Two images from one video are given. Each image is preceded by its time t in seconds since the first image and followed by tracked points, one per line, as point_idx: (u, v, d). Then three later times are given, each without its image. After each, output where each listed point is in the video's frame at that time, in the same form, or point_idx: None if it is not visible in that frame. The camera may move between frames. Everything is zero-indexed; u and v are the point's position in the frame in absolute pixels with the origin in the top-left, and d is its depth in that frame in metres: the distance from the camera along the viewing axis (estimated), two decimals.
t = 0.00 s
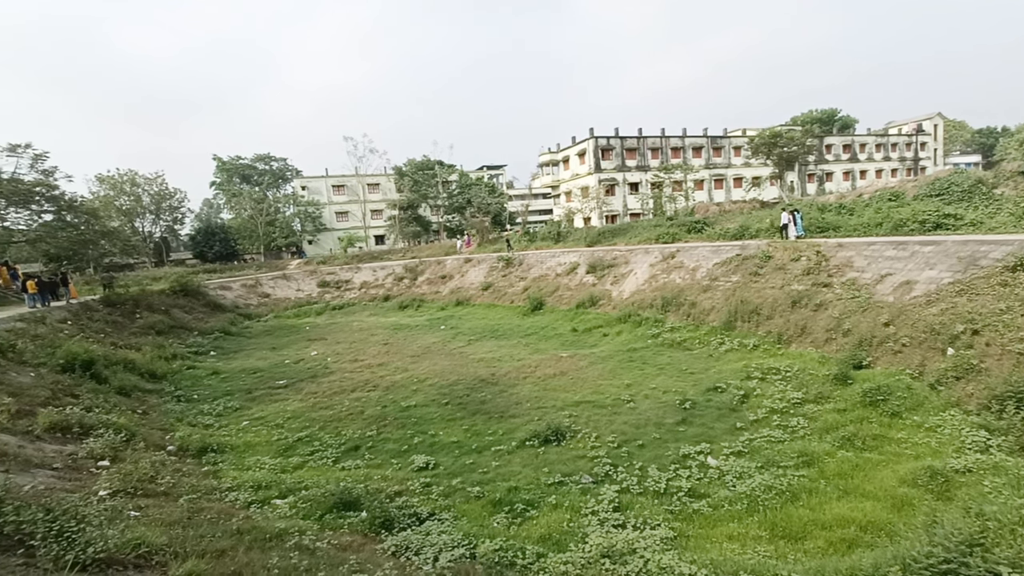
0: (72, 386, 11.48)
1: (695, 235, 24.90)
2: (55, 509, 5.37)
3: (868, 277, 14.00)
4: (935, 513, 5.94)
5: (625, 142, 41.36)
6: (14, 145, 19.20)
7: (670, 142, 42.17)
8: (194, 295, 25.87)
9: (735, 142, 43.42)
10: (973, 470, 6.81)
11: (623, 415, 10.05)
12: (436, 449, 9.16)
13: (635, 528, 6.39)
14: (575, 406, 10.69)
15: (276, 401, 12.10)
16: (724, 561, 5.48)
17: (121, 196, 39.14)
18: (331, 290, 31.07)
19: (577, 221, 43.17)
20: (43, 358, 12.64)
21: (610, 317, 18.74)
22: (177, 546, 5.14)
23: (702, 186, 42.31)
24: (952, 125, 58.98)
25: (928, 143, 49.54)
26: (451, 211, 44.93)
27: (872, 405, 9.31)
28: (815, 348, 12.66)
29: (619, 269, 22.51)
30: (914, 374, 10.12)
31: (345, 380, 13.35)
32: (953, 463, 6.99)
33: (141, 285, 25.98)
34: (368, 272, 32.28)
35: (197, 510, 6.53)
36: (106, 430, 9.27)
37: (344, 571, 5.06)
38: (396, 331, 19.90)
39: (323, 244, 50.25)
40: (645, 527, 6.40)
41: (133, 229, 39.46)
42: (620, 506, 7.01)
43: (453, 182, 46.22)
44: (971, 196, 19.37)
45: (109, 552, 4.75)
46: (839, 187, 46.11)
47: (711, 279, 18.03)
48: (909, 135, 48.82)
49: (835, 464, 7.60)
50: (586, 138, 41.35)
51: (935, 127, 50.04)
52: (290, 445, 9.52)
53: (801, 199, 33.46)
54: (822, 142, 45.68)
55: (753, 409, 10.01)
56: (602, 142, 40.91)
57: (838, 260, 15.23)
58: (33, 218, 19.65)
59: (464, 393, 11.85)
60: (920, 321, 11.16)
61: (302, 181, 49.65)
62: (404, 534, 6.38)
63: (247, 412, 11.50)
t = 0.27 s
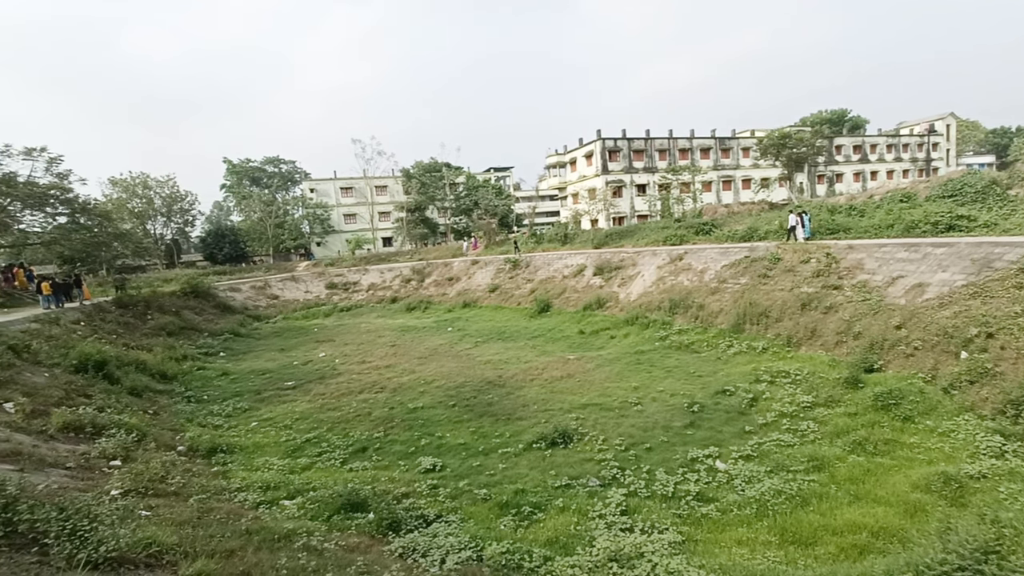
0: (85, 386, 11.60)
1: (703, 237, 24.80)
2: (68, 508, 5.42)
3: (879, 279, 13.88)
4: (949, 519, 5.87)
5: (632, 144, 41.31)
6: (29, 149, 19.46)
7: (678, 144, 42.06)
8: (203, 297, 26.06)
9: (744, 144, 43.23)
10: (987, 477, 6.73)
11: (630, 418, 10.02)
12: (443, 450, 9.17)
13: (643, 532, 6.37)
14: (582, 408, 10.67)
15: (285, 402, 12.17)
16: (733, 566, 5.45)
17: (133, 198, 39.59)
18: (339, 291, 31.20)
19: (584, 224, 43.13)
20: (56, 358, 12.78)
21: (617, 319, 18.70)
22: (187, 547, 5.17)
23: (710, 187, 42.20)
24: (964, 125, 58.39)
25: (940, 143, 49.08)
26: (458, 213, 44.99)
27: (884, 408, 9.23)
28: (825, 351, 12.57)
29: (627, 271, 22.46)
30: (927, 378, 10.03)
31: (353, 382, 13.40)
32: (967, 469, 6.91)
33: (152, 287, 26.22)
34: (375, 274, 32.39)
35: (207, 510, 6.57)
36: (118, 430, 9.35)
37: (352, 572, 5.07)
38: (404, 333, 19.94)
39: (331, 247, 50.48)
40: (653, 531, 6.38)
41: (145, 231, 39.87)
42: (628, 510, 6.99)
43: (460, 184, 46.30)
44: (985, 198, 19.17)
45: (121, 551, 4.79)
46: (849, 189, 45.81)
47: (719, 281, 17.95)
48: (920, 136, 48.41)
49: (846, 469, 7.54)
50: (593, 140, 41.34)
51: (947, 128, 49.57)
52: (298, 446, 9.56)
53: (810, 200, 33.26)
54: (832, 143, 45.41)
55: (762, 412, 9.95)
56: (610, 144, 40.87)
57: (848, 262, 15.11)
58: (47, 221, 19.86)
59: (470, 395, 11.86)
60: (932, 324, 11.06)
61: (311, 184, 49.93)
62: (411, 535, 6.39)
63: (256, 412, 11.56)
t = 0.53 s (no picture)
0: (95, 383, 11.71)
1: (710, 237, 24.73)
2: (78, 504, 5.48)
3: (889, 280, 13.79)
4: (958, 523, 5.83)
5: (639, 144, 41.25)
6: (41, 149, 19.67)
7: (685, 144, 41.94)
8: (211, 296, 26.22)
9: (751, 144, 43.06)
10: (998, 480, 6.68)
11: (636, 419, 10.01)
12: (449, 450, 9.20)
13: (648, 533, 6.37)
14: (587, 409, 10.67)
15: (291, 400, 12.22)
16: (738, 568, 5.44)
17: (143, 198, 39.93)
18: (345, 291, 31.30)
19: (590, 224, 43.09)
20: (67, 356, 12.91)
21: (623, 320, 18.68)
22: (194, 543, 5.22)
23: (717, 188, 42.06)
24: (975, 125, 57.91)
25: (950, 143, 48.67)
26: (463, 213, 45.02)
27: (893, 411, 9.18)
28: (833, 353, 12.52)
29: (632, 272, 22.42)
30: (937, 380, 9.97)
31: (359, 381, 13.44)
32: (977, 472, 6.86)
33: (161, 286, 26.41)
34: (381, 273, 32.47)
35: (214, 507, 6.62)
36: (127, 427, 9.43)
37: (357, 570, 5.10)
38: (409, 332, 19.98)
39: (338, 246, 50.66)
40: (658, 532, 6.38)
41: (154, 231, 40.17)
42: (632, 510, 6.98)
43: (466, 184, 46.35)
44: (996, 198, 19.00)
45: (129, 547, 4.83)
46: (858, 189, 45.55)
47: (726, 282, 17.89)
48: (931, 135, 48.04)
49: (854, 471, 7.50)
50: (599, 140, 41.30)
51: (958, 128, 49.16)
52: (304, 444, 9.61)
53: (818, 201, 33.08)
54: (840, 143, 45.17)
55: (768, 414, 9.92)
56: (616, 144, 40.81)
57: (857, 263, 15.02)
58: (59, 220, 20.07)
59: (476, 394, 11.87)
60: (942, 326, 10.99)
61: (318, 184, 50.13)
62: (416, 534, 6.41)
63: (263, 410, 11.62)
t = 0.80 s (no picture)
0: (104, 383, 11.80)
1: (716, 237, 24.65)
2: (88, 502, 5.52)
3: (897, 281, 13.70)
4: (969, 526, 5.78)
5: (644, 144, 41.17)
6: (52, 152, 19.82)
7: (691, 144, 41.84)
8: (219, 296, 26.36)
9: (757, 143, 42.91)
10: (1009, 483, 6.63)
11: (641, 419, 10.00)
12: (454, 450, 9.21)
13: (653, 535, 6.36)
14: (592, 409, 10.66)
15: (298, 400, 12.28)
16: (745, 570, 5.42)
17: (151, 200, 40.17)
18: (351, 291, 31.40)
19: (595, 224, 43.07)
20: (76, 356, 13.01)
21: (628, 320, 18.65)
22: (202, 541, 5.25)
23: (723, 188, 41.96)
24: (985, 124, 57.51)
25: (960, 142, 48.34)
26: (469, 214, 45.05)
27: (901, 412, 9.13)
28: (841, 354, 12.46)
29: (638, 272, 22.39)
30: (947, 382, 9.91)
31: (364, 381, 13.48)
32: (988, 475, 6.81)
33: (169, 286, 26.58)
34: (387, 274, 32.54)
35: (221, 506, 6.66)
36: (136, 426, 9.49)
37: (363, 570, 5.12)
38: (414, 333, 20.03)
39: (344, 247, 50.80)
40: (664, 534, 6.37)
41: (162, 232, 40.43)
42: (638, 511, 6.98)
43: (471, 184, 46.36)
44: (1007, 198, 18.87)
45: (138, 545, 4.86)
46: (866, 189, 45.31)
47: (732, 283, 17.84)
48: (940, 135, 47.73)
49: (862, 474, 7.47)
50: (604, 140, 41.26)
51: (968, 127, 48.85)
52: (310, 444, 9.64)
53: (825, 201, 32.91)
54: (848, 142, 44.94)
55: (775, 415, 9.88)
56: (622, 144, 40.76)
57: (865, 263, 14.94)
58: (69, 222, 20.20)
59: (480, 395, 11.89)
60: (952, 327, 10.93)
61: (323, 185, 50.30)
62: (421, 534, 6.42)
63: (269, 410, 11.67)
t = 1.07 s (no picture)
0: (114, 381, 11.89)
1: (722, 237, 24.58)
2: (98, 498, 5.57)
3: (906, 281, 13.62)
4: (979, 530, 5.73)
5: (650, 144, 41.09)
6: (63, 152, 19.96)
7: (697, 143, 41.71)
8: (226, 295, 26.50)
9: (764, 143, 42.73)
10: (1020, 487, 6.57)
11: (647, 420, 9.98)
12: (459, 449, 9.23)
13: (659, 536, 6.35)
14: (598, 409, 10.65)
15: (304, 399, 12.33)
16: (751, 572, 5.40)
17: (159, 199, 40.43)
18: (357, 291, 31.49)
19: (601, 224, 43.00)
20: (87, 353, 13.12)
21: (633, 320, 18.61)
22: (210, 539, 5.28)
23: (729, 187, 41.81)
24: (996, 123, 57.04)
25: (971, 141, 47.95)
26: (474, 214, 45.07)
27: (910, 414, 9.07)
28: (849, 355, 12.41)
29: (644, 272, 22.35)
30: (957, 383, 9.85)
31: (370, 380, 13.52)
32: (999, 478, 6.75)
33: (177, 285, 26.74)
34: (393, 273, 32.60)
35: (229, 503, 6.69)
36: (145, 424, 9.56)
37: (370, 568, 5.14)
38: (420, 332, 20.07)
39: (349, 247, 50.94)
40: (670, 535, 6.36)
41: (170, 231, 40.68)
42: (644, 512, 6.97)
43: (477, 184, 46.37)
44: (1018, 197, 18.71)
45: (148, 542, 4.90)
46: (874, 188, 45.06)
47: (739, 282, 17.78)
48: (950, 134, 47.37)
49: (870, 475, 7.43)
50: (610, 140, 41.19)
51: (979, 125, 48.44)
52: (316, 442, 9.68)
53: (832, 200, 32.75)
54: (856, 141, 44.70)
55: (782, 416, 9.85)
56: (627, 144, 40.70)
57: (873, 263, 14.86)
58: (79, 221, 20.34)
59: (486, 394, 11.90)
60: (962, 328, 10.86)
61: (330, 184, 50.46)
62: (427, 533, 6.44)
63: (276, 409, 11.73)
